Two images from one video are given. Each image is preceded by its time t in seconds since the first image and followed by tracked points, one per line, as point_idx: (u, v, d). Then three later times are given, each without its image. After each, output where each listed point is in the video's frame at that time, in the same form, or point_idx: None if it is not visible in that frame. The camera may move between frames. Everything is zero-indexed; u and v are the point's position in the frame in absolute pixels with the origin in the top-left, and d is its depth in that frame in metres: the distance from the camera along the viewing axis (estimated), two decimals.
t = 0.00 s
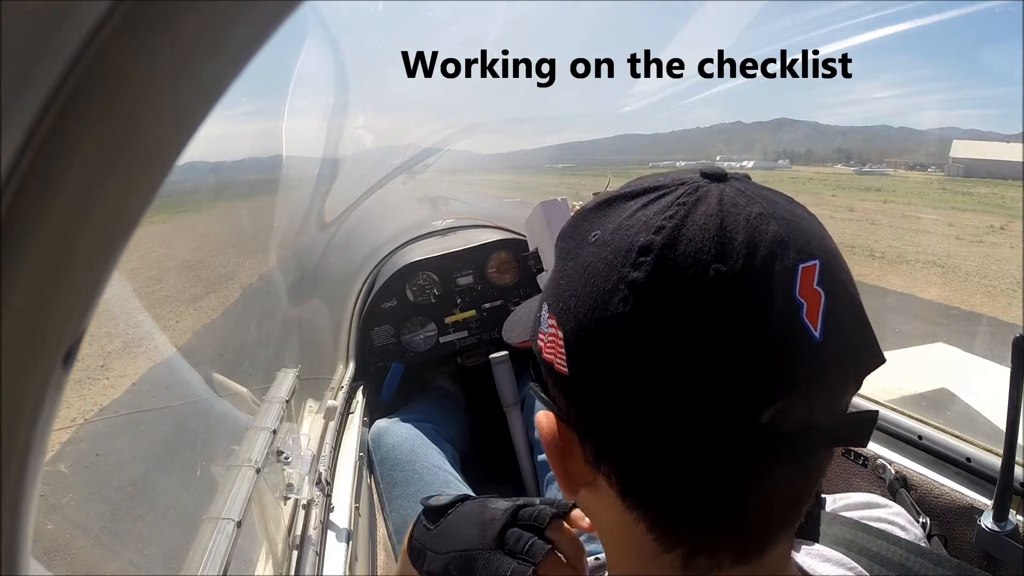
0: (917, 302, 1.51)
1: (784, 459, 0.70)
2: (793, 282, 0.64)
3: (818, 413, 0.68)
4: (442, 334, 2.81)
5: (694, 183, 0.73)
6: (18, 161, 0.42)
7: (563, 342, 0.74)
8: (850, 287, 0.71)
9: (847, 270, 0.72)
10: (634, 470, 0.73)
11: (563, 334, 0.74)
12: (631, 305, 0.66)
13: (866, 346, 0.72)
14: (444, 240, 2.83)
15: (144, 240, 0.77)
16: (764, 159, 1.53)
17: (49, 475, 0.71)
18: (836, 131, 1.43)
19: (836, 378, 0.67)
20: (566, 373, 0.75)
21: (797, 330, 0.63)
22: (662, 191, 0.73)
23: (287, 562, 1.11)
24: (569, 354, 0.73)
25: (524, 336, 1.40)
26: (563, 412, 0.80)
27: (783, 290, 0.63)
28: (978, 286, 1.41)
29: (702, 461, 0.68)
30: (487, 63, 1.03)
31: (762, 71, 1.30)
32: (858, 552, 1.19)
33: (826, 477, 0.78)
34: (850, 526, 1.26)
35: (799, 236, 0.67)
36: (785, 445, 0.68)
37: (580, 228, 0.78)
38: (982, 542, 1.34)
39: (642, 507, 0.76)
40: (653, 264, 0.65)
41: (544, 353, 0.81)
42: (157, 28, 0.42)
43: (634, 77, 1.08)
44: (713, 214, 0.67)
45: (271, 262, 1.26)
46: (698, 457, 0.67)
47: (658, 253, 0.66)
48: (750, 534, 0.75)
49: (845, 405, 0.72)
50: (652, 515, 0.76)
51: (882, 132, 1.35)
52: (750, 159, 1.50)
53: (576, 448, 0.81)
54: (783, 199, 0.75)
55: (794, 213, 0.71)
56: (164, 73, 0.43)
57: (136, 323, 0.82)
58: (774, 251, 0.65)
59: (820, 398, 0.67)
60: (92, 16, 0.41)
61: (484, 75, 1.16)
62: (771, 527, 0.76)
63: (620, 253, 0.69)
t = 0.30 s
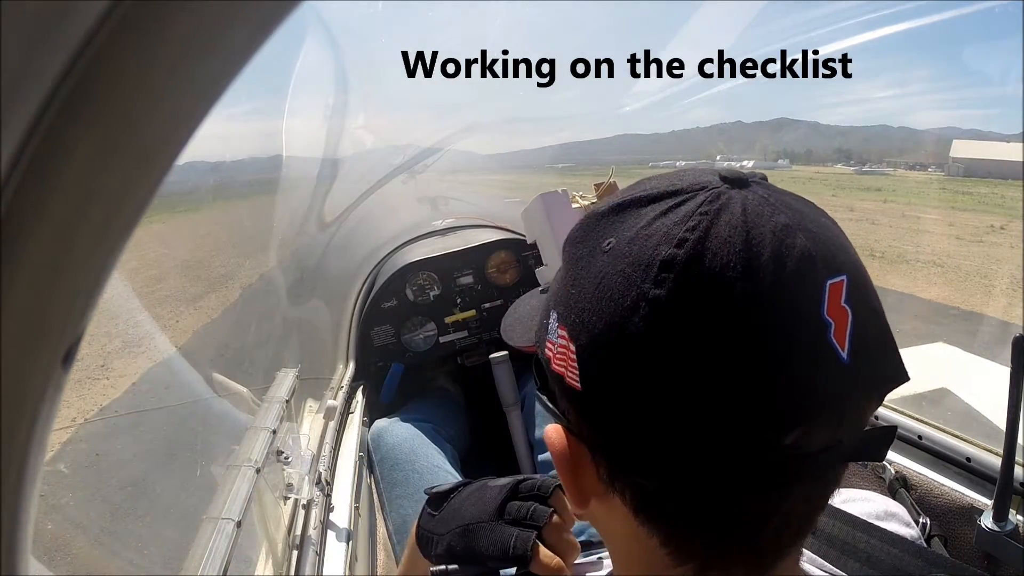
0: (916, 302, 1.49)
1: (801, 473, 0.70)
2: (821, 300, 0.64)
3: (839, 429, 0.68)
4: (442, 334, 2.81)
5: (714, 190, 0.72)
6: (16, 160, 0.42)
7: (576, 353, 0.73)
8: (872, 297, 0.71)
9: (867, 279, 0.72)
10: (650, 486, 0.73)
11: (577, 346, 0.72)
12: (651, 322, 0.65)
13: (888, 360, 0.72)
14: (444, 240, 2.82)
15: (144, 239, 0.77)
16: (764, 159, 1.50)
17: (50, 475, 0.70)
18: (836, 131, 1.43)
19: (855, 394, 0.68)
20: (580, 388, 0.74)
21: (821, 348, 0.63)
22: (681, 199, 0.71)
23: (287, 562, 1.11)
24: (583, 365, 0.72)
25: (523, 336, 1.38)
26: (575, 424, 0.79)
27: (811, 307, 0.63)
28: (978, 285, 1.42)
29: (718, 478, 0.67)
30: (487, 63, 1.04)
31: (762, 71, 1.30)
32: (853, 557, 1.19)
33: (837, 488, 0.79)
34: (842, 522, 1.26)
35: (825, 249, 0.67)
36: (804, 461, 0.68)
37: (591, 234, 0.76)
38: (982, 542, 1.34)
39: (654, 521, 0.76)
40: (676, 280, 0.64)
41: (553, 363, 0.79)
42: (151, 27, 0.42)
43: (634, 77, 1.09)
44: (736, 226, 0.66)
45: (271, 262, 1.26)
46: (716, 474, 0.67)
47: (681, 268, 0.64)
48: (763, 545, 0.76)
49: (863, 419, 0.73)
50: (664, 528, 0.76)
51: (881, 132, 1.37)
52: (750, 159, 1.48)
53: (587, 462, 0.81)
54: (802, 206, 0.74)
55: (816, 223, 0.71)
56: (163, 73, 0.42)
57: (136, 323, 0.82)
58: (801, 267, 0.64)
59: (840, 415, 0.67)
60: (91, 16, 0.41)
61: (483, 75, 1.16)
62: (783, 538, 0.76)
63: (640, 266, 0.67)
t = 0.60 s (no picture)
0: (917, 301, 1.54)
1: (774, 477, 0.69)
2: (781, 299, 0.63)
3: (805, 431, 0.67)
4: (442, 334, 2.81)
5: (681, 196, 0.73)
6: (17, 161, 0.41)
7: (546, 358, 0.74)
8: (840, 301, 0.70)
9: (839, 282, 0.72)
10: (619, 489, 0.73)
11: (546, 351, 0.74)
12: (613, 324, 0.66)
13: (854, 362, 0.72)
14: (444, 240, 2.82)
15: (144, 239, 0.77)
16: (765, 160, 1.58)
17: (50, 474, 0.70)
18: (836, 132, 1.44)
19: (821, 396, 0.67)
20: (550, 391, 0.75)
21: (782, 349, 0.63)
22: (649, 205, 0.72)
23: (288, 562, 1.11)
24: (552, 369, 0.73)
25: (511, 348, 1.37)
26: (547, 428, 0.80)
27: (770, 309, 0.63)
28: (978, 285, 1.41)
29: (688, 481, 0.67)
30: (487, 63, 1.04)
31: (762, 71, 1.30)
32: (861, 546, 1.19)
33: (816, 493, 0.78)
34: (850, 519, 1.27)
35: (788, 250, 0.66)
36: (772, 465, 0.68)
37: (564, 242, 0.78)
38: (982, 542, 1.34)
39: (629, 524, 0.76)
40: (635, 282, 0.65)
41: (528, 369, 0.81)
42: (152, 27, 0.42)
43: (633, 77, 1.09)
44: (698, 229, 0.67)
45: (272, 262, 1.26)
46: (684, 477, 0.67)
47: (641, 271, 0.65)
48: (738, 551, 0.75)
49: (834, 422, 0.72)
50: (639, 532, 0.76)
51: (882, 133, 1.37)
52: (750, 159, 1.60)
53: (560, 467, 0.82)
54: (772, 211, 0.74)
55: (783, 225, 0.71)
56: (161, 74, 0.42)
57: (135, 323, 0.82)
58: (761, 267, 0.64)
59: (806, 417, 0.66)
60: (92, 14, 0.41)
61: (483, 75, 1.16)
62: (761, 543, 0.76)
63: (603, 271, 0.68)
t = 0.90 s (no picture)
0: (917, 301, 1.54)
1: (765, 466, 0.70)
2: (767, 291, 0.64)
3: (795, 421, 0.68)
4: (442, 334, 2.81)
5: (670, 192, 0.73)
6: (16, 163, 0.41)
7: (541, 352, 0.74)
8: (826, 293, 0.71)
9: (824, 277, 0.72)
10: (612, 477, 0.73)
11: (541, 345, 0.74)
12: (605, 318, 0.66)
13: (841, 354, 0.72)
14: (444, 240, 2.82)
15: (144, 240, 0.77)
16: (765, 160, 1.60)
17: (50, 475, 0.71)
18: (836, 132, 1.44)
19: (810, 388, 0.67)
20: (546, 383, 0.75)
21: (770, 341, 0.63)
22: (638, 201, 0.73)
23: (287, 562, 1.11)
24: (548, 364, 0.73)
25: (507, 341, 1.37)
26: (543, 420, 0.80)
27: (758, 301, 0.63)
28: (979, 285, 1.41)
29: (680, 470, 0.68)
30: (486, 63, 1.04)
31: (762, 71, 1.31)
32: (859, 547, 1.18)
33: (806, 481, 0.79)
34: (852, 522, 1.26)
35: (775, 244, 0.67)
36: (763, 454, 0.68)
37: (556, 240, 0.78)
38: (982, 542, 1.34)
39: (625, 512, 0.77)
40: (625, 276, 0.65)
41: (524, 364, 0.81)
42: (153, 27, 0.42)
43: (633, 77, 1.09)
44: (687, 223, 0.67)
45: (272, 262, 1.26)
46: (677, 466, 0.68)
47: (632, 265, 0.65)
48: (731, 538, 0.76)
49: (822, 412, 0.72)
50: (635, 521, 0.76)
51: (881, 133, 1.36)
52: (750, 159, 1.62)
53: (557, 457, 0.82)
54: (759, 207, 0.74)
55: (769, 220, 0.71)
56: (161, 73, 0.42)
57: (134, 323, 0.83)
58: (749, 260, 0.64)
59: (796, 406, 0.67)
60: (92, 14, 0.41)
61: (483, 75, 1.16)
62: (755, 531, 0.76)
63: (594, 265, 0.68)
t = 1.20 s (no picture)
0: (918, 301, 1.54)
1: (773, 450, 0.70)
2: (779, 277, 0.64)
3: (805, 406, 0.68)
4: (442, 334, 2.80)
5: (686, 184, 0.74)
6: (15, 163, 0.41)
7: (556, 335, 0.75)
8: (834, 285, 0.71)
9: (832, 271, 0.72)
10: (624, 458, 0.73)
11: (557, 328, 0.74)
12: (623, 298, 0.66)
13: (851, 345, 0.72)
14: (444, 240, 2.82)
15: (144, 240, 0.77)
16: (765, 159, 1.54)
17: (50, 475, 0.71)
18: (836, 131, 1.44)
19: (820, 373, 0.68)
20: (561, 364, 0.75)
21: (782, 325, 0.63)
22: (655, 192, 0.74)
23: (287, 562, 1.11)
24: (562, 347, 0.74)
25: (522, 331, 1.38)
26: (557, 403, 0.80)
27: (771, 285, 0.64)
28: (978, 285, 1.42)
29: (690, 452, 0.68)
30: (487, 62, 1.04)
31: (762, 71, 1.31)
32: (861, 548, 1.18)
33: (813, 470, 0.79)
34: (855, 523, 1.26)
35: (786, 235, 0.68)
36: (772, 437, 0.68)
37: (574, 229, 0.79)
38: (982, 542, 1.34)
39: (634, 496, 0.77)
40: (643, 258, 0.66)
41: (539, 347, 0.81)
42: (153, 27, 0.42)
43: (633, 77, 1.09)
44: (702, 212, 0.68)
45: (272, 262, 1.26)
46: (688, 448, 0.68)
47: (650, 249, 0.66)
48: (739, 524, 0.75)
49: (831, 400, 0.73)
50: (644, 504, 0.76)
51: (880, 133, 1.37)
52: (750, 159, 1.56)
53: (571, 439, 0.81)
54: (770, 201, 0.75)
55: (780, 213, 0.72)
56: (161, 74, 0.42)
57: (132, 323, 0.83)
58: (761, 247, 0.65)
59: (806, 390, 0.67)
60: (92, 14, 0.41)
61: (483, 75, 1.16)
62: (761, 520, 0.76)
63: (613, 248, 0.69)
